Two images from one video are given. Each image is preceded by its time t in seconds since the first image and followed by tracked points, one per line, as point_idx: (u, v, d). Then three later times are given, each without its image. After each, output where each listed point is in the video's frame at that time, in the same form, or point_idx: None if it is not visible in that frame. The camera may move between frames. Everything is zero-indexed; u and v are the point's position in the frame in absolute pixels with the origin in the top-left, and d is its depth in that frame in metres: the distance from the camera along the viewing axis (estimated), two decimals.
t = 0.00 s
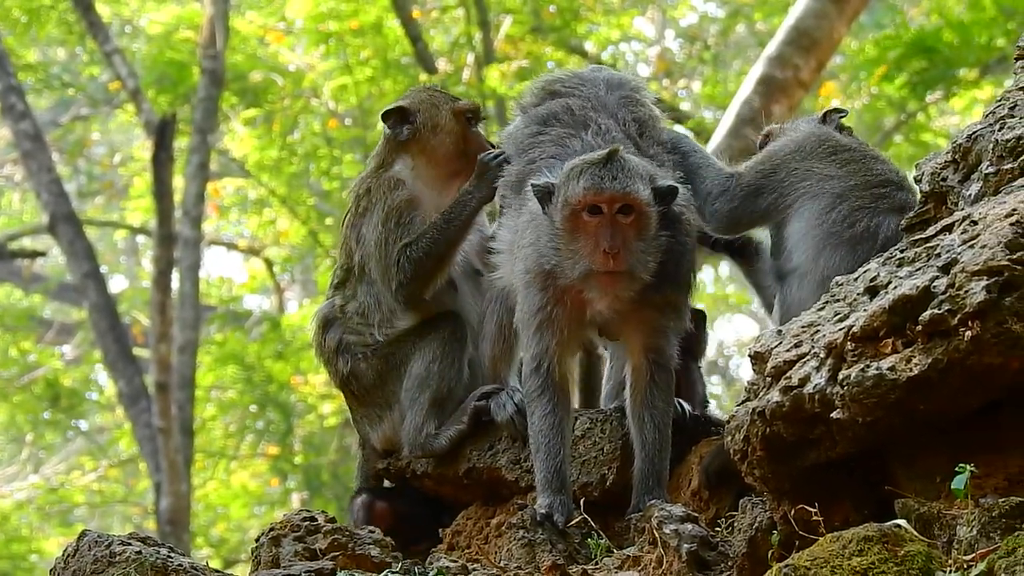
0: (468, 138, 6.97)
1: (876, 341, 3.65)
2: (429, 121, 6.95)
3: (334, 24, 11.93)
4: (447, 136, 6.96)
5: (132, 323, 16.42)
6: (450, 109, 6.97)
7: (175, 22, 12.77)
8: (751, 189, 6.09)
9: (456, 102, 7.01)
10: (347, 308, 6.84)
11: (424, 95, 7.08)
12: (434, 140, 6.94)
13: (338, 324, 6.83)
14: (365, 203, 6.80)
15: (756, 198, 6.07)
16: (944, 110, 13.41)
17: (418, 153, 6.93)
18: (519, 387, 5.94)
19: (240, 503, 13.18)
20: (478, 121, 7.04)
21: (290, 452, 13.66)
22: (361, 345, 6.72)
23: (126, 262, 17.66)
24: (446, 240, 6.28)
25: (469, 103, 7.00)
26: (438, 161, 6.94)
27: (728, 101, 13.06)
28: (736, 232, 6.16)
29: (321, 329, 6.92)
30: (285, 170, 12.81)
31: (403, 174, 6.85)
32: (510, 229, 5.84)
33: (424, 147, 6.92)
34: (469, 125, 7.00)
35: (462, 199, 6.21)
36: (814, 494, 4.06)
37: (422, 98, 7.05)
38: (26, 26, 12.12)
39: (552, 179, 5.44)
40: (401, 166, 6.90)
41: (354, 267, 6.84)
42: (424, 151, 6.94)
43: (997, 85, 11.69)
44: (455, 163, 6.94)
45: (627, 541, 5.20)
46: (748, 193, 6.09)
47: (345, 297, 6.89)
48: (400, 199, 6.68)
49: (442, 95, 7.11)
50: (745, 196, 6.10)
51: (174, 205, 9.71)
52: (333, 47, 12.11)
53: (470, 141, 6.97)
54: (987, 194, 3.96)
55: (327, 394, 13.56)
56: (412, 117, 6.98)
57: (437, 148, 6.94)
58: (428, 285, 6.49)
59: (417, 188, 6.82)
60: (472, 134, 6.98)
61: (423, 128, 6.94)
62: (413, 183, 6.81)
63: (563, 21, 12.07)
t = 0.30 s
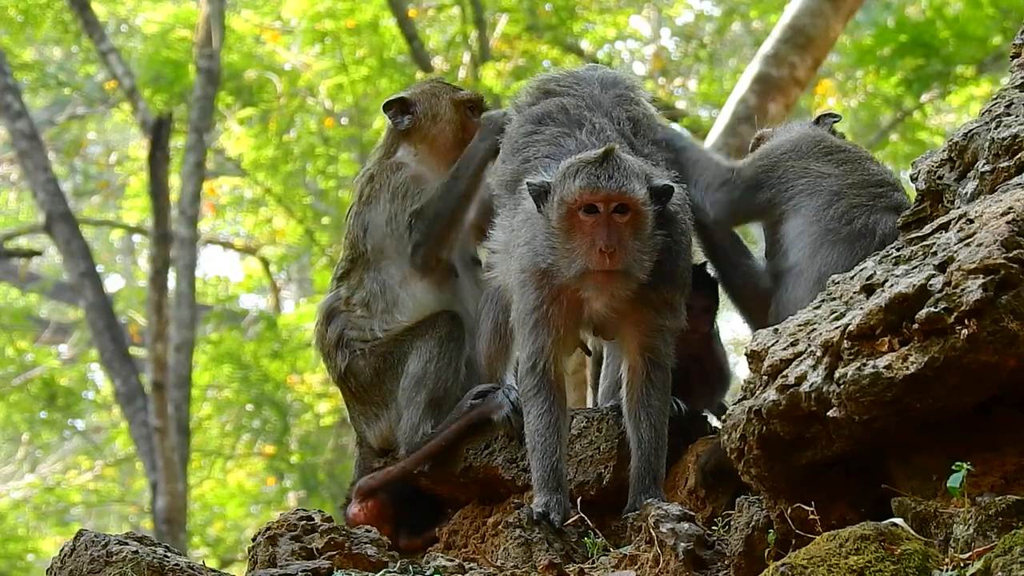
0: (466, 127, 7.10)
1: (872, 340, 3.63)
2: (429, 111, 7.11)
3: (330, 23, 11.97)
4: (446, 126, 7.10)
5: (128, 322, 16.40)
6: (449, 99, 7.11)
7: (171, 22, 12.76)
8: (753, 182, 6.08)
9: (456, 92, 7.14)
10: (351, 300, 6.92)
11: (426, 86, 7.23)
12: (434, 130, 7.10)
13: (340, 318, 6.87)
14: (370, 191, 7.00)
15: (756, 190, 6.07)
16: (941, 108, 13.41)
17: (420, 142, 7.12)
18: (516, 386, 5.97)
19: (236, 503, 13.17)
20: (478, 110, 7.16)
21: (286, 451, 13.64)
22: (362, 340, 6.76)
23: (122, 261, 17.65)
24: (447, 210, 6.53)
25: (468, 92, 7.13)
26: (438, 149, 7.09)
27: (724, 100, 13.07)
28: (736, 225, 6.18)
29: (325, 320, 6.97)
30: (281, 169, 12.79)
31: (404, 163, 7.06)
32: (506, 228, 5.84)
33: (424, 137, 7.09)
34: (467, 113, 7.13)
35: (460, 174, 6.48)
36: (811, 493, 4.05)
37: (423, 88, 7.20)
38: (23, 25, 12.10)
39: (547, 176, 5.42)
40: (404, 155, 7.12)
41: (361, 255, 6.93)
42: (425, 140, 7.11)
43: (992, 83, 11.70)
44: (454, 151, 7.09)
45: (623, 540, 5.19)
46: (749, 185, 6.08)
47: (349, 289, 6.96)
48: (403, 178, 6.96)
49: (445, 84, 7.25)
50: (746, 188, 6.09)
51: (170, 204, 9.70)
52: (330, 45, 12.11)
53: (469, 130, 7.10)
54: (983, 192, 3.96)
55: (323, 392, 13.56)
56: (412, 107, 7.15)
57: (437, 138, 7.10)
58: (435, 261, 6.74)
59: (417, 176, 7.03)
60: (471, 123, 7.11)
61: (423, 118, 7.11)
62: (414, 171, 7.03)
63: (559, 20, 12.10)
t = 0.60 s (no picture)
0: (475, 125, 7.12)
1: (872, 338, 3.63)
2: (440, 108, 7.13)
3: (330, 23, 11.97)
4: (455, 124, 7.12)
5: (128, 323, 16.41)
6: (460, 98, 7.12)
7: (170, 22, 12.78)
8: (748, 157, 5.92)
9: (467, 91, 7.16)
10: (357, 296, 6.93)
11: (439, 85, 7.25)
12: (443, 126, 7.12)
13: (345, 314, 6.90)
14: (377, 184, 7.03)
15: (750, 167, 5.92)
16: (940, 107, 13.42)
17: (428, 138, 7.14)
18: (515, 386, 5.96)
19: (237, 503, 13.18)
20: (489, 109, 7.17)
21: (287, 452, 13.64)
22: (366, 338, 6.79)
23: (122, 262, 17.66)
24: (450, 207, 6.52)
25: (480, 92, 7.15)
26: (445, 145, 7.11)
27: (723, 99, 13.09)
28: (721, 194, 6.03)
29: (329, 317, 6.97)
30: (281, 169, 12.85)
31: (411, 156, 7.09)
32: (505, 227, 5.84)
33: (432, 132, 7.12)
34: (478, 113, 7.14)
35: (468, 170, 6.52)
36: (811, 492, 4.05)
37: (436, 86, 7.23)
38: (22, 26, 12.10)
39: (545, 176, 5.42)
40: (411, 149, 7.14)
41: (365, 250, 6.96)
42: (433, 137, 7.13)
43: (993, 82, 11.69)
44: (462, 148, 7.11)
45: (623, 540, 5.19)
46: (744, 159, 5.91)
47: (354, 284, 6.99)
48: (406, 171, 6.98)
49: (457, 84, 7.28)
50: (740, 161, 5.91)
51: (170, 205, 9.70)
52: (329, 45, 12.11)
53: (478, 129, 7.12)
54: (981, 191, 3.97)
55: (324, 392, 13.57)
56: (423, 103, 7.18)
57: (445, 134, 7.12)
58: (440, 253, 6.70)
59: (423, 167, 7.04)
60: (480, 122, 7.13)
61: (432, 114, 7.13)
62: (420, 162, 7.05)
63: (557, 20, 12.11)
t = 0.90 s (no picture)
0: (473, 125, 7.12)
1: (871, 340, 3.63)
2: (437, 108, 7.14)
3: (329, 24, 11.91)
4: (453, 123, 7.12)
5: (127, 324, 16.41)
6: (457, 98, 7.12)
7: (170, 23, 12.80)
8: (738, 169, 5.94)
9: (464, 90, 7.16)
10: (357, 297, 6.93)
11: (436, 84, 7.26)
12: (440, 127, 7.12)
13: (344, 316, 6.90)
14: (377, 185, 7.03)
15: (741, 179, 5.93)
16: (939, 109, 13.43)
17: (425, 138, 7.15)
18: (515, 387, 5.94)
19: (235, 504, 13.18)
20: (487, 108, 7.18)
21: (286, 453, 13.64)
22: (367, 340, 6.79)
23: (121, 262, 17.65)
24: (449, 209, 6.51)
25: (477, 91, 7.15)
26: (443, 146, 7.12)
27: (722, 101, 13.10)
28: (715, 209, 6.04)
29: (329, 318, 6.98)
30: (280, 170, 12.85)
31: (409, 157, 7.09)
32: (506, 227, 5.85)
33: (430, 132, 7.13)
34: (475, 113, 7.14)
35: (467, 174, 6.49)
36: (811, 494, 4.05)
37: (432, 86, 7.23)
38: (22, 26, 12.10)
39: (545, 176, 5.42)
40: (409, 150, 7.15)
41: (365, 251, 6.96)
42: (431, 137, 7.14)
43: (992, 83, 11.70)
44: (460, 148, 7.12)
45: (623, 541, 5.19)
46: (733, 171, 5.94)
47: (354, 285, 6.98)
48: (406, 171, 6.99)
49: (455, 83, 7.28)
50: (730, 173, 5.94)
51: (169, 205, 9.70)
52: (329, 46, 12.09)
53: (476, 128, 7.12)
54: (982, 193, 3.97)
55: (323, 393, 13.57)
56: (420, 104, 7.19)
57: (443, 134, 7.12)
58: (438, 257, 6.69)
59: (422, 168, 7.06)
60: (478, 121, 7.13)
61: (430, 114, 7.14)
62: (419, 163, 7.06)
63: (557, 21, 12.12)
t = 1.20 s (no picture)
0: (472, 129, 7.15)
1: (868, 345, 3.63)
2: (435, 111, 7.14)
3: (327, 27, 11.89)
4: (451, 128, 7.13)
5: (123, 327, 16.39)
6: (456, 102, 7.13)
7: (167, 26, 12.84)
8: (731, 179, 5.94)
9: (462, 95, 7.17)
10: (354, 300, 6.93)
11: (433, 87, 7.25)
12: (438, 131, 7.13)
13: (341, 319, 6.89)
14: (374, 187, 7.03)
15: (735, 189, 5.92)
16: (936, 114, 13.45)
17: (423, 142, 7.15)
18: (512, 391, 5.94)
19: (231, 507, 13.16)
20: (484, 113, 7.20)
21: (282, 456, 13.64)
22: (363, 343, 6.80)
23: (119, 265, 17.64)
24: (448, 212, 6.53)
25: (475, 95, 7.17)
26: (441, 150, 7.14)
27: (719, 105, 13.10)
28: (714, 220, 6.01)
29: (325, 321, 6.97)
30: (277, 172, 12.89)
31: (408, 161, 7.09)
32: (504, 232, 5.85)
33: (428, 136, 7.13)
34: (473, 117, 7.16)
35: (464, 179, 6.52)
36: (807, 498, 4.06)
37: (430, 89, 7.23)
38: (20, 29, 12.08)
39: (542, 181, 5.43)
40: (407, 153, 7.15)
41: (362, 254, 6.96)
42: (429, 141, 7.15)
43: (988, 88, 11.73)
44: (458, 153, 7.15)
45: (618, 546, 5.18)
46: (727, 181, 5.93)
47: (350, 289, 6.97)
48: (405, 174, 6.99)
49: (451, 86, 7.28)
50: (723, 184, 5.94)
51: (167, 208, 9.70)
52: (327, 50, 12.08)
53: (474, 132, 7.15)
54: (979, 198, 3.97)
55: (319, 397, 13.56)
56: (417, 107, 7.18)
57: (441, 138, 7.13)
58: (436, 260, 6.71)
59: (421, 172, 7.07)
60: (476, 126, 7.16)
61: (428, 118, 7.14)
62: (417, 167, 7.07)
63: (555, 25, 12.14)
